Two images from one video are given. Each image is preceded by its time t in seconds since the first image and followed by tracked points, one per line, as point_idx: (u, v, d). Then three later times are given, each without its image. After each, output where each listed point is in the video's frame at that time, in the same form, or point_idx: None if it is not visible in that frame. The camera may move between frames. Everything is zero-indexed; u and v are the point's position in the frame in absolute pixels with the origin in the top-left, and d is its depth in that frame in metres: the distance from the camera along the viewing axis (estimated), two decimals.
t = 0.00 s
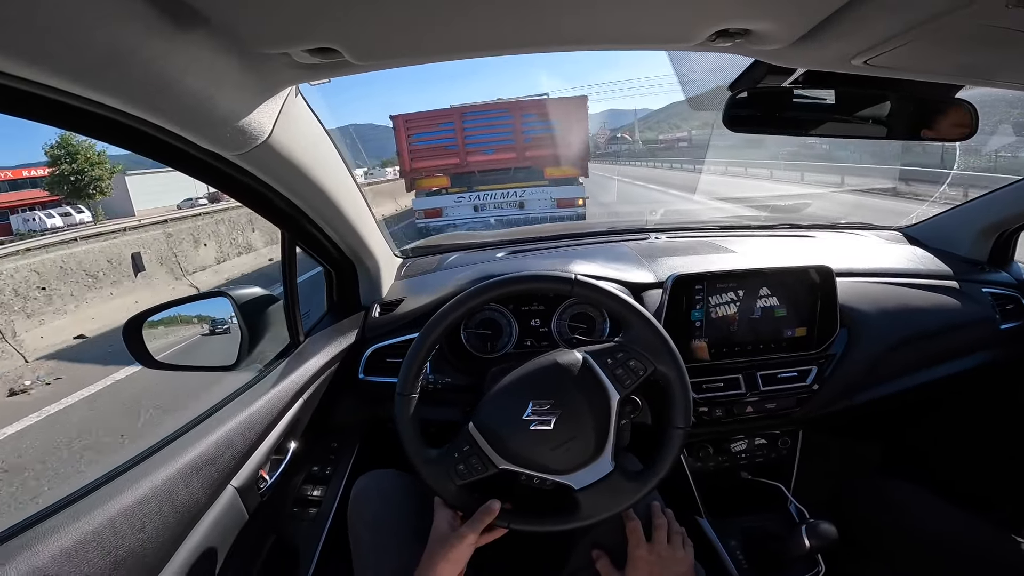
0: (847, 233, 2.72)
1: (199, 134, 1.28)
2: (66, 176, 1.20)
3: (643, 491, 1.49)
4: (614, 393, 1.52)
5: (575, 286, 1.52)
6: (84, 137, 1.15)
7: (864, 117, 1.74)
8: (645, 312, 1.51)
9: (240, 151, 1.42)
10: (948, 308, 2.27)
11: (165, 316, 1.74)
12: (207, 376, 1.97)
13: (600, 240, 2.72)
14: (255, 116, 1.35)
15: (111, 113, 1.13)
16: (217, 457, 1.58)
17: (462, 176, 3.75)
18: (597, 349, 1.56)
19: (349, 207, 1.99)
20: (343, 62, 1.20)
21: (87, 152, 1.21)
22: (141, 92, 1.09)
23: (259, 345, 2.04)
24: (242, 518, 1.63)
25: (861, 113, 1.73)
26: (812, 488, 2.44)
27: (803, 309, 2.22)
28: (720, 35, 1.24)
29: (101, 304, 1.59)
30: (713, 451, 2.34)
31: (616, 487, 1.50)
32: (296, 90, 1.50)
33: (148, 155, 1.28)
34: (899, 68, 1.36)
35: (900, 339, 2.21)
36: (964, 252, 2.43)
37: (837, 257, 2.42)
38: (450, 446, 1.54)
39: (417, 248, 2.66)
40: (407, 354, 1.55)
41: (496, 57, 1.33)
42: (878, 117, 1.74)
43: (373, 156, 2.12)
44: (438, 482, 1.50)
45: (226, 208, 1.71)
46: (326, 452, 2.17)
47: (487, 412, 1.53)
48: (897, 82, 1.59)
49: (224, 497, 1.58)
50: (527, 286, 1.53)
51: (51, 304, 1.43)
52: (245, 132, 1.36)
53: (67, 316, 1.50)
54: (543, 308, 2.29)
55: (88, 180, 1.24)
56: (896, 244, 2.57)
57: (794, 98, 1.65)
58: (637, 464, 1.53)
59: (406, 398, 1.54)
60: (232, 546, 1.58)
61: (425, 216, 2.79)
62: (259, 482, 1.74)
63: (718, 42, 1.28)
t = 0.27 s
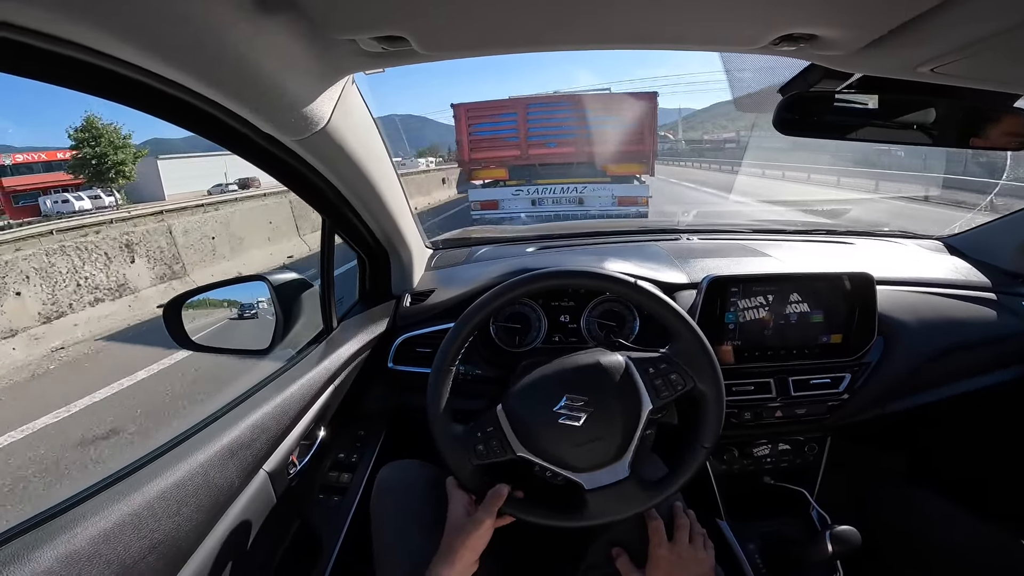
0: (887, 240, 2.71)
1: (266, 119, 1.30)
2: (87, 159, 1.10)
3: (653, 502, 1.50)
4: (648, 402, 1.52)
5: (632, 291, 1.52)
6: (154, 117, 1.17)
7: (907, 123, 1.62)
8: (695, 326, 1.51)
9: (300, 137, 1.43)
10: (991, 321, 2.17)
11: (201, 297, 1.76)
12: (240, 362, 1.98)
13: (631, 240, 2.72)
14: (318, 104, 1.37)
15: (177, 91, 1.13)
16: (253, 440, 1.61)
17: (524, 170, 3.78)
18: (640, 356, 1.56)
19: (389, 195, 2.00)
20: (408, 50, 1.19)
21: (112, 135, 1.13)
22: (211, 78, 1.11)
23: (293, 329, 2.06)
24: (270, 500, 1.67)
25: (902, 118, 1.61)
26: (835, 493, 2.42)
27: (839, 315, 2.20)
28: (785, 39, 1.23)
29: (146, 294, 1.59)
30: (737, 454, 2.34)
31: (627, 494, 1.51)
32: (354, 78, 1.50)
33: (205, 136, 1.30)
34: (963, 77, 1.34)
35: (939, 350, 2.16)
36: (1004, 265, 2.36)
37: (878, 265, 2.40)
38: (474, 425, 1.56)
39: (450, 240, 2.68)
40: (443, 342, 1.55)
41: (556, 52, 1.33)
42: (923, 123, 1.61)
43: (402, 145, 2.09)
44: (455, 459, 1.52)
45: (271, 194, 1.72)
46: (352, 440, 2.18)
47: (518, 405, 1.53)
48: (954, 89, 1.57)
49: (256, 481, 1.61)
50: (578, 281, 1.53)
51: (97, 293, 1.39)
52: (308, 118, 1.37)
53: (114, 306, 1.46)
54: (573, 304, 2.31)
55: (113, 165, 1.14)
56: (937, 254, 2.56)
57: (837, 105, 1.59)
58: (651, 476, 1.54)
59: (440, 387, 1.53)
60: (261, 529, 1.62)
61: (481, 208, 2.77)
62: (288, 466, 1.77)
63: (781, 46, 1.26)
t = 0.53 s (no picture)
0: (876, 241, 2.72)
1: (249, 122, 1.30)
2: (51, 160, 1.07)
3: (624, 512, 1.51)
4: (637, 413, 1.52)
5: (638, 302, 1.51)
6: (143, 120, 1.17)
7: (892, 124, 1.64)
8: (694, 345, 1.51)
9: (282, 138, 1.42)
10: (980, 319, 2.21)
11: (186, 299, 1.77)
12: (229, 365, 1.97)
13: (622, 240, 2.72)
14: (300, 104, 1.36)
15: (154, 93, 1.12)
16: (238, 444, 1.60)
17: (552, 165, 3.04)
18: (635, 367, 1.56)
19: (377, 198, 1.99)
20: (390, 50, 1.19)
21: (77, 133, 1.10)
22: (193, 78, 1.10)
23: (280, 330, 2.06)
24: (256, 503, 1.64)
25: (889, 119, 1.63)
26: (824, 491, 2.42)
27: (828, 315, 2.20)
28: (769, 39, 1.22)
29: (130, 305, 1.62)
30: (727, 455, 2.35)
31: (603, 500, 1.50)
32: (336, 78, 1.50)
33: (191, 138, 1.29)
34: (948, 78, 1.34)
35: (929, 350, 2.18)
36: (993, 264, 2.39)
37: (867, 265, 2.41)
38: (460, 414, 1.55)
39: (439, 240, 2.67)
40: (432, 342, 1.54)
41: (540, 52, 1.33)
42: (909, 124, 1.64)
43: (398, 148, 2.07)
44: (436, 445, 1.52)
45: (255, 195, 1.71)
46: (341, 443, 2.16)
47: (505, 405, 1.54)
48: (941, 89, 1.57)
49: (241, 484, 1.59)
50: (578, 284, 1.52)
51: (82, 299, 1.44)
52: (290, 119, 1.36)
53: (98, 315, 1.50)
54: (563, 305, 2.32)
55: (77, 164, 1.12)
56: (927, 253, 2.57)
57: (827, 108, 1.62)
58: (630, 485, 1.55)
59: (428, 386, 1.52)
60: (246, 532, 1.59)
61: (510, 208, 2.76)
62: (274, 469, 1.75)
63: (766, 46, 1.26)
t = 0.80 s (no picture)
0: (845, 240, 2.76)
1: (205, 133, 1.33)
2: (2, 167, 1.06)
3: (583, 518, 1.53)
4: (604, 423, 1.54)
5: (618, 315, 1.51)
6: (95, 133, 1.19)
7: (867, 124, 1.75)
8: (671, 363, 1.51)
9: (240, 150, 1.46)
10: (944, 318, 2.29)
11: (162, 305, 1.78)
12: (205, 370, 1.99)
13: (599, 242, 2.74)
14: (256, 116, 1.39)
15: (113, 110, 1.16)
16: (211, 447, 1.60)
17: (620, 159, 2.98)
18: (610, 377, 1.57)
19: (349, 205, 2.02)
20: (342, 64, 1.25)
21: (20, 137, 1.09)
22: (145, 87, 1.12)
23: (257, 335, 2.07)
24: (230, 506, 1.64)
25: (863, 120, 1.74)
26: (797, 486, 2.47)
27: (796, 315, 2.25)
28: (716, 43, 1.25)
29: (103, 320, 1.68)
30: (701, 454, 2.38)
31: (562, 504, 1.53)
32: (297, 88, 1.53)
33: (148, 148, 1.30)
34: (896, 79, 1.37)
35: (893, 349, 2.25)
36: (961, 263, 2.47)
37: (831, 266, 2.44)
38: (430, 407, 1.55)
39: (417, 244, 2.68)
40: (404, 345, 1.54)
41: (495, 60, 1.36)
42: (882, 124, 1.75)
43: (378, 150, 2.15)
44: (403, 438, 1.52)
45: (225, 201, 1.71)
46: (318, 446, 2.16)
47: (477, 401, 1.54)
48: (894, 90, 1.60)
49: (214, 487, 1.59)
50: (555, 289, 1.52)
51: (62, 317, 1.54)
52: (246, 131, 1.40)
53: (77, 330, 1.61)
54: (538, 308, 2.30)
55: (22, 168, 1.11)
56: (896, 253, 2.61)
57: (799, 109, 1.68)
58: (589, 492, 1.57)
59: (402, 386, 1.52)
60: (221, 536, 1.59)
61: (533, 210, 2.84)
62: (249, 472, 1.74)
63: (713, 50, 1.29)
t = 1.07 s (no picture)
0: (828, 240, 2.80)
1: (191, 143, 1.35)
2: None
3: (549, 525, 1.56)
4: (587, 436, 1.57)
5: (622, 334, 1.55)
6: (78, 143, 1.21)
7: (846, 125, 1.79)
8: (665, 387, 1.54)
9: (227, 159, 1.48)
10: (925, 316, 2.34)
11: (150, 314, 1.74)
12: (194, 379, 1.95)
13: (586, 245, 2.77)
14: (242, 127, 1.41)
15: (98, 122, 1.18)
16: (202, 454, 1.61)
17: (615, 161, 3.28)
18: (602, 392, 1.60)
19: (337, 212, 2.04)
20: (324, 76, 1.28)
21: None
22: (131, 99, 1.14)
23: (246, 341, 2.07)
24: (223, 511, 1.65)
25: (842, 120, 1.77)
26: (785, 485, 2.50)
27: (780, 315, 2.29)
28: (690, 50, 1.28)
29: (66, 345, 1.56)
30: (690, 454, 2.40)
31: (529, 509, 1.56)
32: (282, 98, 1.55)
33: (133, 160, 1.33)
34: (867, 84, 1.41)
35: (875, 347, 2.29)
36: (941, 261, 2.53)
37: (814, 266, 2.47)
38: (423, 395, 1.60)
39: (406, 250, 2.72)
40: (398, 344, 1.59)
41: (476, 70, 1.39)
42: (862, 125, 1.79)
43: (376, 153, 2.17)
44: (390, 421, 1.57)
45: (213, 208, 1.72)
46: (309, 451, 2.15)
47: (468, 400, 1.57)
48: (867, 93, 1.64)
49: (207, 493, 1.60)
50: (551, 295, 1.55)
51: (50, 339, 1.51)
52: (231, 142, 1.42)
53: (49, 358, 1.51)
54: (527, 311, 2.32)
55: None
56: (876, 252, 2.65)
57: (779, 112, 1.74)
58: (563, 500, 1.60)
59: (394, 380, 1.58)
60: (213, 543, 1.60)
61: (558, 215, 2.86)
62: (242, 477, 1.75)
63: (688, 57, 1.32)
